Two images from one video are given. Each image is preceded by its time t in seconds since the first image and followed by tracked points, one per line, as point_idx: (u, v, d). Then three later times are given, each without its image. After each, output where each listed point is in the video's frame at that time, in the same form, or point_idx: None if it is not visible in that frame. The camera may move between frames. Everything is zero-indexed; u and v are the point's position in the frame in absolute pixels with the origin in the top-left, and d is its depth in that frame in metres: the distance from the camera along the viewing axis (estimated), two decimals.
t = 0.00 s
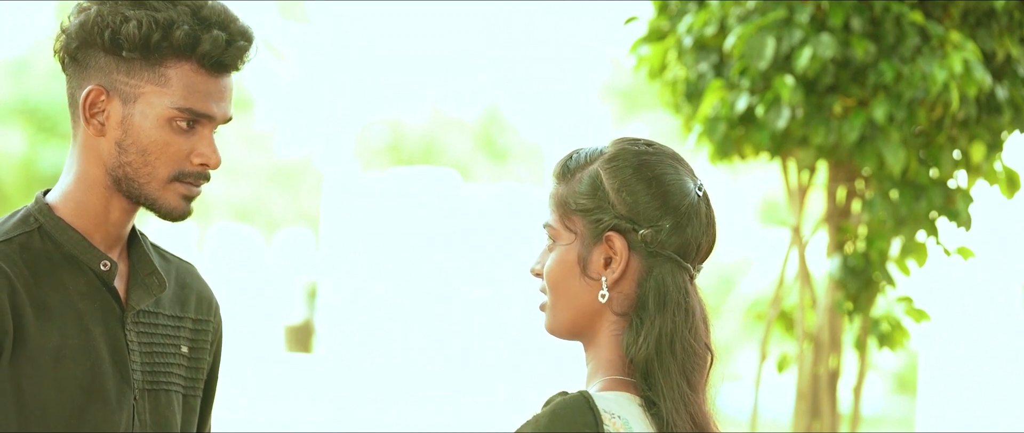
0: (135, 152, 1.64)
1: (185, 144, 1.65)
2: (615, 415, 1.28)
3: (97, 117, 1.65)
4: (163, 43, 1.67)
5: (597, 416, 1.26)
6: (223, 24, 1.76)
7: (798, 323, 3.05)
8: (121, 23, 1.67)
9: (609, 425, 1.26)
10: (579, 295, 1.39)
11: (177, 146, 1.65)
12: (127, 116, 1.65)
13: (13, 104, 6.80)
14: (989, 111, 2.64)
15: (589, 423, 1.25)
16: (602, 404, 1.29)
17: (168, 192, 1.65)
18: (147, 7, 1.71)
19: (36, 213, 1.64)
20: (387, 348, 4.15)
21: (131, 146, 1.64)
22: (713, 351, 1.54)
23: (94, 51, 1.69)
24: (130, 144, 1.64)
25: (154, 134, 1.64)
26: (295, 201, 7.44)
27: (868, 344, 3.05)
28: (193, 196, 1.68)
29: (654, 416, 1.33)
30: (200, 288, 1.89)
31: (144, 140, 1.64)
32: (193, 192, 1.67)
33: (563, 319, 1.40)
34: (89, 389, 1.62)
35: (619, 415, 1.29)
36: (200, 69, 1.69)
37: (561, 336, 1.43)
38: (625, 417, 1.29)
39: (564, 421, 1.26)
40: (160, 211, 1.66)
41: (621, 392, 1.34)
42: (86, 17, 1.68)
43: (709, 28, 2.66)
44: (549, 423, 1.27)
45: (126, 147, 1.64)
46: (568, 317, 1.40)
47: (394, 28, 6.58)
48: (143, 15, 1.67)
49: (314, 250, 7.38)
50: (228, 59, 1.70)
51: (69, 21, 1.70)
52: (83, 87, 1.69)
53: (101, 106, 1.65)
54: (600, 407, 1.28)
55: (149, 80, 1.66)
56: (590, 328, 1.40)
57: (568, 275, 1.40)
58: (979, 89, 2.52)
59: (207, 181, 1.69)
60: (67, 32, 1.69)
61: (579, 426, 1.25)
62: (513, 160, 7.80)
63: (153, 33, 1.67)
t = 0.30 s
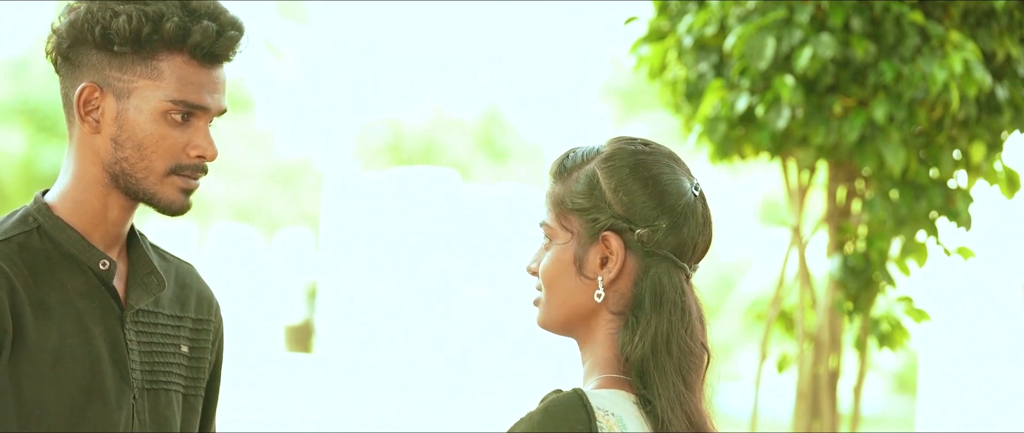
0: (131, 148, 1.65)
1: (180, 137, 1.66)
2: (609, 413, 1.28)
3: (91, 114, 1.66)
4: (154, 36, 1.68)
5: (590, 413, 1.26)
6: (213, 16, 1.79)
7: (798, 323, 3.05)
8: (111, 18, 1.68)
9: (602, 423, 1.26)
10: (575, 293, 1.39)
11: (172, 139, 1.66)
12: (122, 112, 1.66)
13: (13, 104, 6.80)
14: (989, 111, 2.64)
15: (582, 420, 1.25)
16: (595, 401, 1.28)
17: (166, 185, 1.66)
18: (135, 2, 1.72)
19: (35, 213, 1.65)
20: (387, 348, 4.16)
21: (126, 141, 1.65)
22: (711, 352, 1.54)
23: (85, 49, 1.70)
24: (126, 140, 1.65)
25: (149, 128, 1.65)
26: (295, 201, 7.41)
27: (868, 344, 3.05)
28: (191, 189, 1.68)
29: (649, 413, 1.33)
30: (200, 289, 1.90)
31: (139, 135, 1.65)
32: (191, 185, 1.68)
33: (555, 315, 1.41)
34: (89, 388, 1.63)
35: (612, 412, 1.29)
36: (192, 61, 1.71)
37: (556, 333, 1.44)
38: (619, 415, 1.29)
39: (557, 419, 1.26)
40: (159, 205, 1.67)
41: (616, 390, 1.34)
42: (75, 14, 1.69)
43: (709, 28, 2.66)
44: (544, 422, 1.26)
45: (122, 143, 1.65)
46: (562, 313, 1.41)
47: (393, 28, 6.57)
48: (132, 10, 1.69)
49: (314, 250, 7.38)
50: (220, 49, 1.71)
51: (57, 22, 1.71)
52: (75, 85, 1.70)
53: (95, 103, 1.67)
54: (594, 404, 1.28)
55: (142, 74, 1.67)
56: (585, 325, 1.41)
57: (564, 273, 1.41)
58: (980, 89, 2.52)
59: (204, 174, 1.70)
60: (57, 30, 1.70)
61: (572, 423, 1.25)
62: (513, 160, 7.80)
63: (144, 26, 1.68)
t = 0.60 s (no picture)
0: (128, 146, 1.67)
1: (178, 135, 1.68)
2: (605, 410, 1.28)
3: (88, 113, 1.69)
4: (149, 35, 1.70)
5: (586, 410, 1.26)
6: (208, 14, 1.82)
7: (798, 322, 3.05)
8: (106, 18, 1.71)
9: (598, 421, 1.26)
10: (574, 293, 1.39)
11: (169, 138, 1.68)
12: (119, 111, 1.68)
13: (13, 104, 6.81)
14: (989, 111, 2.64)
15: (578, 417, 1.25)
16: (592, 399, 1.28)
17: (162, 184, 1.68)
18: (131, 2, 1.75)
19: (33, 212, 1.67)
20: (387, 348, 4.16)
21: (123, 140, 1.67)
22: (712, 351, 1.54)
23: (81, 49, 1.73)
24: (123, 138, 1.67)
25: (146, 127, 1.67)
26: (295, 201, 7.42)
27: (868, 344, 3.05)
28: (188, 188, 1.70)
29: (648, 411, 1.33)
30: (199, 287, 1.91)
31: (136, 134, 1.67)
32: (189, 184, 1.70)
33: (555, 315, 1.41)
34: (88, 387, 1.65)
35: (609, 410, 1.28)
36: (188, 59, 1.73)
37: (556, 332, 1.44)
38: (615, 413, 1.29)
39: (554, 416, 1.26)
40: (156, 204, 1.69)
41: (615, 389, 1.33)
42: (70, 15, 1.72)
43: (709, 28, 2.66)
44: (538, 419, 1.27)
45: (120, 142, 1.67)
46: (562, 314, 1.41)
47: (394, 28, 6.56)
48: (127, 9, 1.72)
49: (314, 250, 7.38)
50: (216, 47, 1.73)
51: (54, 23, 1.74)
52: (72, 84, 1.73)
53: (91, 103, 1.69)
54: (590, 402, 1.28)
55: (138, 73, 1.69)
56: (585, 326, 1.41)
57: (563, 273, 1.41)
58: (980, 88, 2.52)
59: (201, 172, 1.71)
60: (53, 32, 1.73)
61: (568, 420, 1.25)
62: (513, 159, 7.80)
63: (139, 25, 1.71)
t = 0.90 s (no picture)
0: (131, 147, 1.67)
1: (180, 134, 1.68)
2: (606, 409, 1.28)
3: (90, 115, 1.69)
4: (147, 34, 1.70)
5: (586, 409, 1.26)
6: (205, 12, 1.82)
7: (798, 323, 3.05)
8: (103, 19, 1.71)
9: (599, 419, 1.26)
10: (576, 294, 1.39)
11: (171, 137, 1.68)
12: (120, 112, 1.68)
13: (13, 104, 6.81)
14: (990, 111, 2.64)
15: (578, 416, 1.25)
16: (593, 398, 1.29)
17: (165, 184, 1.68)
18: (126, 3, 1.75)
19: (32, 213, 1.67)
20: (387, 349, 4.16)
21: (125, 141, 1.67)
22: (713, 352, 1.54)
23: (80, 52, 1.73)
24: (124, 140, 1.67)
25: (148, 127, 1.67)
26: (295, 202, 7.43)
27: (868, 344, 3.04)
28: (190, 188, 1.70)
29: (650, 411, 1.33)
30: (199, 287, 1.91)
31: (139, 135, 1.67)
32: (191, 184, 1.70)
33: (558, 317, 1.41)
34: (86, 388, 1.66)
35: (610, 408, 1.28)
36: (187, 57, 1.73)
37: (559, 333, 1.44)
38: (617, 411, 1.29)
39: (554, 414, 1.26)
40: (159, 205, 1.68)
41: (618, 388, 1.33)
42: (68, 17, 1.72)
43: (709, 28, 2.66)
44: (537, 417, 1.27)
45: (121, 143, 1.67)
46: (564, 315, 1.40)
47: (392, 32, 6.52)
48: (124, 9, 1.72)
49: (314, 250, 7.46)
50: (214, 44, 1.73)
51: (52, 27, 1.74)
52: (72, 87, 1.73)
53: (92, 105, 1.69)
54: (591, 400, 1.28)
55: (138, 74, 1.69)
56: (588, 327, 1.41)
57: (566, 274, 1.40)
58: (980, 88, 2.52)
59: (204, 172, 1.71)
60: (51, 36, 1.73)
61: (568, 419, 1.25)
62: (513, 160, 7.81)
63: (136, 25, 1.71)
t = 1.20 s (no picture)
0: (128, 148, 1.67)
1: (178, 136, 1.68)
2: (607, 408, 1.28)
3: (88, 116, 1.69)
4: (146, 36, 1.71)
5: (587, 408, 1.26)
6: (206, 15, 1.82)
7: (798, 322, 3.05)
8: (103, 20, 1.71)
9: (600, 418, 1.26)
10: (577, 294, 1.39)
11: (169, 138, 1.68)
12: (118, 113, 1.68)
13: (13, 104, 6.82)
14: (990, 111, 2.64)
15: (579, 414, 1.25)
16: (593, 397, 1.29)
17: (162, 184, 1.68)
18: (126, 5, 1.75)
19: (32, 214, 1.67)
20: (387, 348, 4.17)
21: (123, 142, 1.67)
22: (715, 352, 1.54)
23: (79, 52, 1.73)
24: (122, 140, 1.67)
25: (146, 129, 1.67)
26: (295, 202, 7.41)
27: (869, 344, 3.04)
28: (187, 190, 1.70)
29: (651, 411, 1.33)
30: (199, 287, 1.91)
31: (137, 135, 1.67)
32: (188, 186, 1.70)
33: (559, 317, 1.41)
34: (85, 389, 1.66)
35: (610, 408, 1.28)
36: (186, 59, 1.73)
37: (559, 334, 1.44)
38: (617, 411, 1.29)
39: (553, 413, 1.26)
40: (157, 206, 1.68)
41: (618, 388, 1.33)
42: (67, 18, 1.72)
43: (709, 28, 2.66)
44: (537, 416, 1.27)
45: (119, 144, 1.67)
46: (565, 315, 1.40)
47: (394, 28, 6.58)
48: (124, 11, 1.72)
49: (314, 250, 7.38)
50: (214, 47, 1.73)
51: (52, 28, 1.74)
52: (70, 87, 1.73)
53: (90, 106, 1.69)
54: (591, 399, 1.28)
55: (136, 75, 1.70)
56: (589, 327, 1.41)
57: (567, 275, 1.40)
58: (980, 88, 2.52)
59: (201, 173, 1.71)
60: (51, 36, 1.73)
61: (568, 418, 1.25)
62: (513, 160, 7.84)
63: (136, 27, 1.71)
